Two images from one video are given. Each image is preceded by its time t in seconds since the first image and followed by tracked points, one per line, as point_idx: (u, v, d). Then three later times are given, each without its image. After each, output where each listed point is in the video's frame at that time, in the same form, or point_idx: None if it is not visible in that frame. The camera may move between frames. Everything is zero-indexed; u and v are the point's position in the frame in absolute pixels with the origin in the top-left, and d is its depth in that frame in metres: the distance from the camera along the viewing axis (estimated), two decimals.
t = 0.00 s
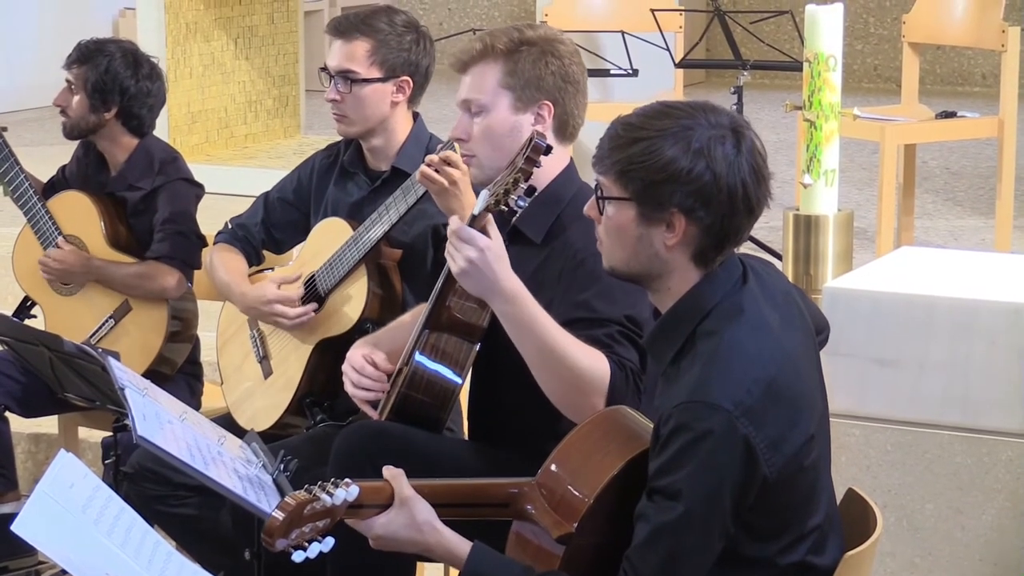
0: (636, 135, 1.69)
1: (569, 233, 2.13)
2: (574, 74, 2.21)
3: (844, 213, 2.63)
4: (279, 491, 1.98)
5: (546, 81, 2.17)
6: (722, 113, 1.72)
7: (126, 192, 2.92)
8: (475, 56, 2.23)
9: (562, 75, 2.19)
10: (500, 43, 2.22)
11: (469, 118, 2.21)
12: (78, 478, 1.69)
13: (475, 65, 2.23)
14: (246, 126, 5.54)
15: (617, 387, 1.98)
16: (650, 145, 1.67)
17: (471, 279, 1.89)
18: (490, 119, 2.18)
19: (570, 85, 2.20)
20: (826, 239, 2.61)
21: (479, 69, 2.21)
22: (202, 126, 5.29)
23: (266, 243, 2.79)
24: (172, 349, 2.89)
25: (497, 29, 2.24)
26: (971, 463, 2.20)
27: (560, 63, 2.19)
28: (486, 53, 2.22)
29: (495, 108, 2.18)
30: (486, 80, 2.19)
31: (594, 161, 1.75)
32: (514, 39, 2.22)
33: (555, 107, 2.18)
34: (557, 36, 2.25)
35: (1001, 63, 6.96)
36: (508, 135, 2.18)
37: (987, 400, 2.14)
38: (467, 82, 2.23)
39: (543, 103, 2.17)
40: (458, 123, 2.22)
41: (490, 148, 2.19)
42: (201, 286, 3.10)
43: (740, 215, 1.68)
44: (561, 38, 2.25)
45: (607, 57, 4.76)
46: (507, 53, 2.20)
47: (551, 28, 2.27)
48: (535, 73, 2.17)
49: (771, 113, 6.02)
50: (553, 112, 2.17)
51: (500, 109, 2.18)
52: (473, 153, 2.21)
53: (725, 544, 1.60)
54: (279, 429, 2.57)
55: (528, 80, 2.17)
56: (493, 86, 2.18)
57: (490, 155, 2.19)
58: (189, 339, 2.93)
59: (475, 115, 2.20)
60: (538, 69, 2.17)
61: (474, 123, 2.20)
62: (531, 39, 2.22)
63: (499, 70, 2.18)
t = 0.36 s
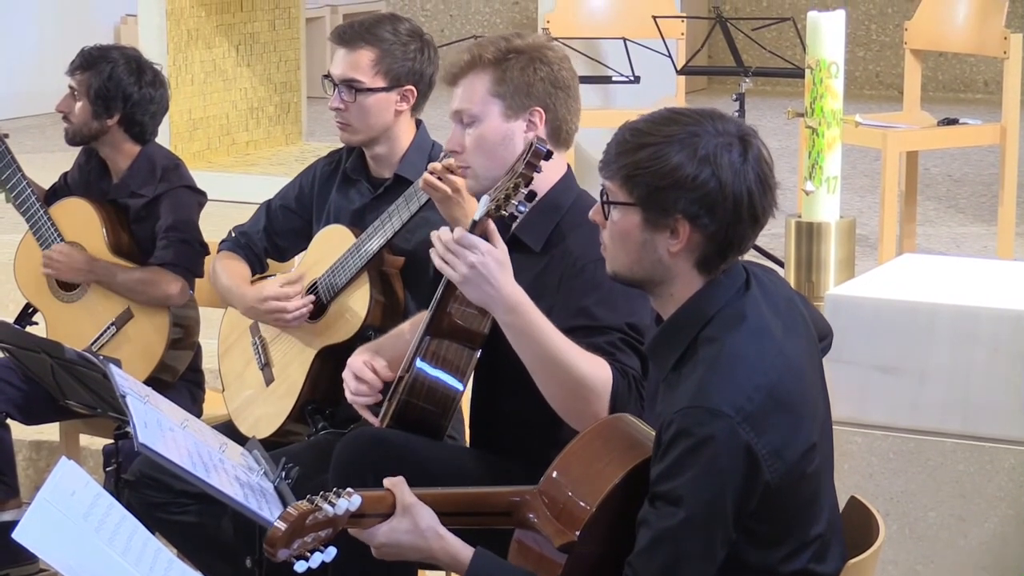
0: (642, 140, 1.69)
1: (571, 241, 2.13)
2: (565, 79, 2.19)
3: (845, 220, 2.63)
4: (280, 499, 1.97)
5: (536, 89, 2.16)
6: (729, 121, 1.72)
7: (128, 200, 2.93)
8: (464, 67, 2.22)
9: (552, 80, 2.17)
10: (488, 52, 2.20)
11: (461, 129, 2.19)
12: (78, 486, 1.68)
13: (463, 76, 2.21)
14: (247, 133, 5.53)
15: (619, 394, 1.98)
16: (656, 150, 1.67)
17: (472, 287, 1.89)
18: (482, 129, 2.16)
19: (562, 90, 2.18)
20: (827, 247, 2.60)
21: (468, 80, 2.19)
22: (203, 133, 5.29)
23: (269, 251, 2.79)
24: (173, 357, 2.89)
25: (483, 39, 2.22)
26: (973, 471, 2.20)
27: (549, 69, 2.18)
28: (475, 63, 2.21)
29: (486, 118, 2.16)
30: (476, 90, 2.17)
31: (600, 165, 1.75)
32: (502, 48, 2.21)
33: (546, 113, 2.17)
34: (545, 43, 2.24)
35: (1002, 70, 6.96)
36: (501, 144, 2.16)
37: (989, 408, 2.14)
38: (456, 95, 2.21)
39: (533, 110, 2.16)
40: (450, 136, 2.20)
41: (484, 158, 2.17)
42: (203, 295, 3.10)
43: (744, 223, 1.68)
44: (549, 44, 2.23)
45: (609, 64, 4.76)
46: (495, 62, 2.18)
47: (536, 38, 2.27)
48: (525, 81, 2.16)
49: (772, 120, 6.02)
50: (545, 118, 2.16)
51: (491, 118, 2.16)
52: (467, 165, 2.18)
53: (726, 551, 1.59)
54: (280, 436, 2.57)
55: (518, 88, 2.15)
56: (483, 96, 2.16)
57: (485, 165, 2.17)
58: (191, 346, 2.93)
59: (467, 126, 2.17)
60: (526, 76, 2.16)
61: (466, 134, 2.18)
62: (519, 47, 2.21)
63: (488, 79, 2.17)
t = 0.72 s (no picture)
0: (642, 144, 1.69)
1: (568, 245, 2.13)
2: (550, 90, 2.21)
3: (842, 227, 2.63)
4: (276, 504, 1.97)
5: (524, 105, 2.16)
6: (731, 126, 1.72)
7: (123, 205, 2.92)
8: (448, 88, 2.21)
9: (539, 93, 2.18)
10: (472, 72, 2.20)
11: (450, 152, 2.18)
12: (74, 492, 1.68)
13: (447, 98, 2.21)
14: (244, 139, 5.51)
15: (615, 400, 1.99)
16: (657, 154, 1.67)
17: (467, 293, 1.90)
18: (474, 150, 2.16)
19: (548, 103, 2.19)
20: (825, 252, 2.60)
21: (454, 101, 2.19)
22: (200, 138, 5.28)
23: (264, 253, 2.78)
24: (169, 363, 2.89)
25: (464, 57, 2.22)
26: (971, 476, 2.20)
27: (534, 81, 2.19)
28: (459, 83, 2.20)
29: (477, 138, 2.16)
30: (464, 112, 2.16)
31: (601, 168, 1.75)
32: (484, 66, 2.20)
33: (537, 127, 2.18)
34: (524, 56, 2.25)
35: (1000, 76, 6.96)
36: (495, 163, 2.17)
37: (987, 413, 2.13)
38: (441, 118, 2.20)
39: (524, 126, 2.16)
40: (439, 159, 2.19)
41: (478, 177, 2.17)
42: (200, 300, 3.10)
43: (744, 227, 1.68)
44: (528, 57, 2.25)
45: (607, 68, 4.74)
46: (480, 82, 2.18)
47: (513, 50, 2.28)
48: (513, 97, 2.16)
49: (769, 126, 6.02)
50: (536, 132, 2.17)
51: (482, 138, 2.16)
52: (461, 185, 2.19)
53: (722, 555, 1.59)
54: (277, 441, 2.56)
55: (507, 105, 2.16)
56: (471, 116, 2.16)
57: (479, 184, 2.18)
58: (187, 352, 2.92)
59: (457, 148, 2.17)
60: (514, 93, 2.16)
61: (457, 155, 2.17)
62: (500, 62, 2.21)
63: (475, 99, 2.16)
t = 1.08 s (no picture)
0: (642, 144, 1.69)
1: (567, 245, 2.13)
2: (556, 97, 2.21)
3: (841, 226, 2.63)
4: (275, 504, 1.97)
5: (533, 112, 2.16)
6: (730, 126, 1.73)
7: (122, 205, 2.91)
8: (458, 94, 2.18)
9: (546, 101, 2.18)
10: (484, 80, 2.17)
11: (457, 159, 2.16)
12: (72, 492, 1.68)
13: (456, 105, 2.18)
14: (242, 138, 5.52)
15: (613, 401, 1.99)
16: (656, 154, 1.67)
17: (465, 294, 1.90)
18: (485, 159, 2.15)
19: (553, 112, 2.19)
20: (825, 251, 2.60)
21: (466, 108, 2.16)
22: (198, 138, 5.28)
23: (264, 255, 2.78)
24: (168, 363, 2.89)
25: (474, 62, 2.19)
26: (970, 476, 2.20)
27: (541, 88, 2.18)
28: (472, 91, 2.17)
29: (488, 148, 2.14)
30: (475, 120, 2.14)
31: (600, 168, 1.75)
32: (494, 72, 2.18)
33: (545, 135, 2.18)
34: (530, 61, 2.24)
35: (999, 75, 6.96)
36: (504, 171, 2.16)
37: (987, 412, 2.13)
38: (448, 126, 2.18)
39: (534, 134, 2.16)
40: (445, 165, 2.17)
41: (485, 186, 2.16)
42: (198, 300, 3.09)
43: (743, 226, 1.68)
44: (535, 63, 2.24)
45: (606, 69, 4.75)
46: (493, 91, 2.16)
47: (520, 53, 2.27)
48: (523, 105, 2.15)
49: (768, 126, 6.03)
50: (545, 141, 2.17)
51: (494, 147, 2.15)
52: (468, 192, 2.17)
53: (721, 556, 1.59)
54: (276, 442, 2.56)
55: (518, 115, 2.15)
56: (482, 126, 2.14)
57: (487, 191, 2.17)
58: (186, 352, 2.93)
59: (466, 156, 2.15)
60: (525, 101, 2.15)
61: (466, 163, 2.16)
62: (509, 69, 2.19)
63: (488, 108, 2.14)
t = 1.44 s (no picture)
0: (643, 144, 1.70)
1: (570, 246, 2.13)
2: (570, 104, 2.20)
3: (842, 226, 2.63)
4: (276, 505, 1.97)
5: (549, 120, 2.15)
6: (730, 126, 1.73)
7: (122, 205, 2.91)
8: (477, 98, 2.15)
9: (562, 108, 2.17)
10: (505, 85, 2.14)
11: (472, 162, 2.15)
12: (74, 491, 1.68)
13: (475, 110, 2.15)
14: (243, 138, 5.51)
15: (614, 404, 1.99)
16: (656, 155, 1.68)
17: (469, 292, 1.91)
18: (500, 164, 2.14)
19: (567, 119, 2.19)
20: (826, 250, 2.60)
21: (485, 112, 2.14)
22: (199, 137, 5.28)
23: (263, 251, 2.77)
24: (169, 362, 2.89)
25: (494, 66, 2.17)
26: (971, 476, 2.20)
27: (557, 93, 2.17)
28: (492, 97, 2.14)
29: (504, 153, 2.14)
30: (493, 125, 2.13)
31: (600, 169, 1.75)
32: (513, 76, 2.16)
33: (559, 142, 2.18)
34: (546, 64, 2.22)
35: (1000, 75, 6.96)
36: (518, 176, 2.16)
37: (987, 413, 2.13)
38: (462, 129, 2.16)
39: (550, 142, 2.14)
40: (458, 168, 2.16)
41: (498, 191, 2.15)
42: (199, 299, 3.09)
43: (744, 227, 1.68)
44: (552, 68, 2.22)
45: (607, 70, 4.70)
46: (514, 97, 2.14)
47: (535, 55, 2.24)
48: (542, 111, 2.14)
49: (769, 125, 6.03)
50: (560, 148, 2.16)
51: (510, 153, 2.14)
52: (479, 196, 2.16)
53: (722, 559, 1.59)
54: (277, 441, 2.56)
55: (536, 122, 2.14)
56: (501, 131, 2.13)
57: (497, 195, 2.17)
58: (187, 351, 2.92)
59: (481, 160, 2.15)
60: (544, 107, 2.15)
61: (480, 167, 2.15)
62: (530, 74, 2.17)
63: (508, 114, 2.13)
